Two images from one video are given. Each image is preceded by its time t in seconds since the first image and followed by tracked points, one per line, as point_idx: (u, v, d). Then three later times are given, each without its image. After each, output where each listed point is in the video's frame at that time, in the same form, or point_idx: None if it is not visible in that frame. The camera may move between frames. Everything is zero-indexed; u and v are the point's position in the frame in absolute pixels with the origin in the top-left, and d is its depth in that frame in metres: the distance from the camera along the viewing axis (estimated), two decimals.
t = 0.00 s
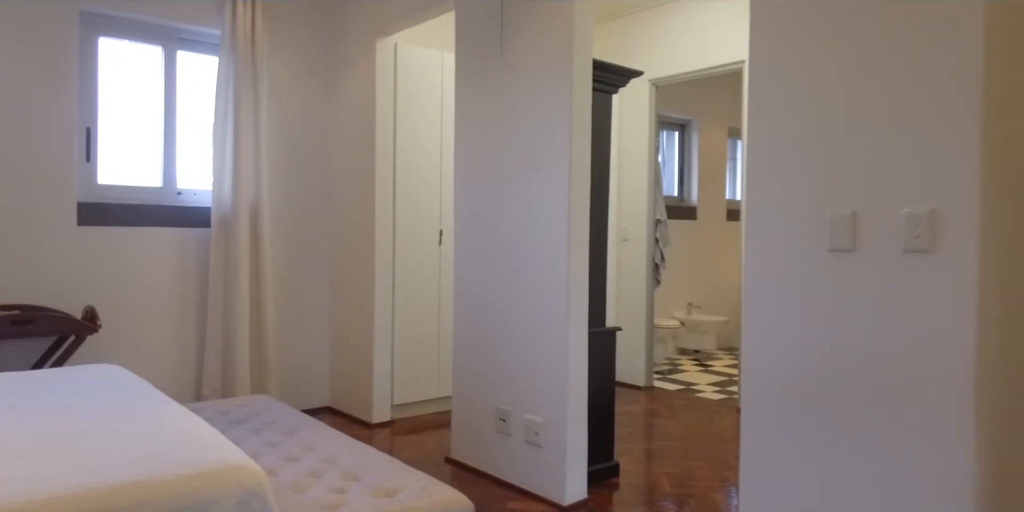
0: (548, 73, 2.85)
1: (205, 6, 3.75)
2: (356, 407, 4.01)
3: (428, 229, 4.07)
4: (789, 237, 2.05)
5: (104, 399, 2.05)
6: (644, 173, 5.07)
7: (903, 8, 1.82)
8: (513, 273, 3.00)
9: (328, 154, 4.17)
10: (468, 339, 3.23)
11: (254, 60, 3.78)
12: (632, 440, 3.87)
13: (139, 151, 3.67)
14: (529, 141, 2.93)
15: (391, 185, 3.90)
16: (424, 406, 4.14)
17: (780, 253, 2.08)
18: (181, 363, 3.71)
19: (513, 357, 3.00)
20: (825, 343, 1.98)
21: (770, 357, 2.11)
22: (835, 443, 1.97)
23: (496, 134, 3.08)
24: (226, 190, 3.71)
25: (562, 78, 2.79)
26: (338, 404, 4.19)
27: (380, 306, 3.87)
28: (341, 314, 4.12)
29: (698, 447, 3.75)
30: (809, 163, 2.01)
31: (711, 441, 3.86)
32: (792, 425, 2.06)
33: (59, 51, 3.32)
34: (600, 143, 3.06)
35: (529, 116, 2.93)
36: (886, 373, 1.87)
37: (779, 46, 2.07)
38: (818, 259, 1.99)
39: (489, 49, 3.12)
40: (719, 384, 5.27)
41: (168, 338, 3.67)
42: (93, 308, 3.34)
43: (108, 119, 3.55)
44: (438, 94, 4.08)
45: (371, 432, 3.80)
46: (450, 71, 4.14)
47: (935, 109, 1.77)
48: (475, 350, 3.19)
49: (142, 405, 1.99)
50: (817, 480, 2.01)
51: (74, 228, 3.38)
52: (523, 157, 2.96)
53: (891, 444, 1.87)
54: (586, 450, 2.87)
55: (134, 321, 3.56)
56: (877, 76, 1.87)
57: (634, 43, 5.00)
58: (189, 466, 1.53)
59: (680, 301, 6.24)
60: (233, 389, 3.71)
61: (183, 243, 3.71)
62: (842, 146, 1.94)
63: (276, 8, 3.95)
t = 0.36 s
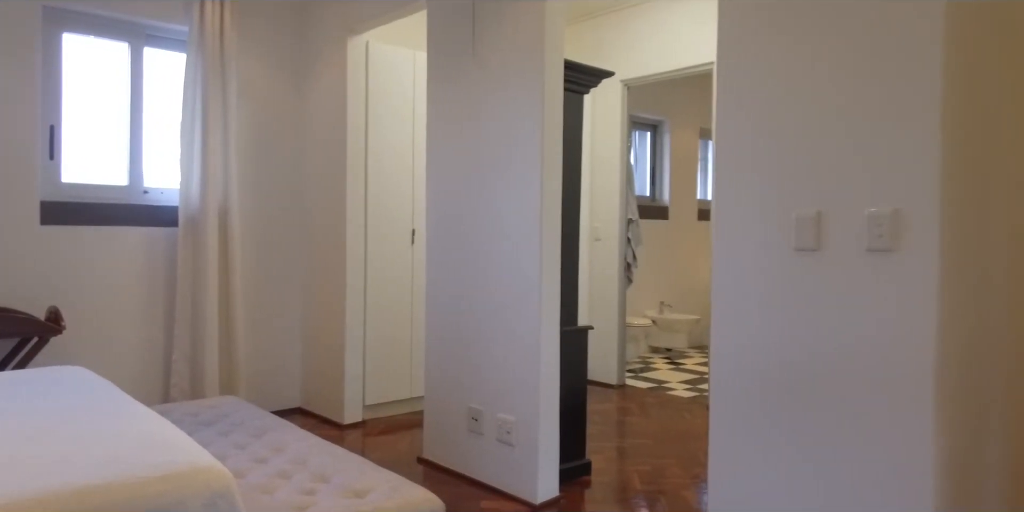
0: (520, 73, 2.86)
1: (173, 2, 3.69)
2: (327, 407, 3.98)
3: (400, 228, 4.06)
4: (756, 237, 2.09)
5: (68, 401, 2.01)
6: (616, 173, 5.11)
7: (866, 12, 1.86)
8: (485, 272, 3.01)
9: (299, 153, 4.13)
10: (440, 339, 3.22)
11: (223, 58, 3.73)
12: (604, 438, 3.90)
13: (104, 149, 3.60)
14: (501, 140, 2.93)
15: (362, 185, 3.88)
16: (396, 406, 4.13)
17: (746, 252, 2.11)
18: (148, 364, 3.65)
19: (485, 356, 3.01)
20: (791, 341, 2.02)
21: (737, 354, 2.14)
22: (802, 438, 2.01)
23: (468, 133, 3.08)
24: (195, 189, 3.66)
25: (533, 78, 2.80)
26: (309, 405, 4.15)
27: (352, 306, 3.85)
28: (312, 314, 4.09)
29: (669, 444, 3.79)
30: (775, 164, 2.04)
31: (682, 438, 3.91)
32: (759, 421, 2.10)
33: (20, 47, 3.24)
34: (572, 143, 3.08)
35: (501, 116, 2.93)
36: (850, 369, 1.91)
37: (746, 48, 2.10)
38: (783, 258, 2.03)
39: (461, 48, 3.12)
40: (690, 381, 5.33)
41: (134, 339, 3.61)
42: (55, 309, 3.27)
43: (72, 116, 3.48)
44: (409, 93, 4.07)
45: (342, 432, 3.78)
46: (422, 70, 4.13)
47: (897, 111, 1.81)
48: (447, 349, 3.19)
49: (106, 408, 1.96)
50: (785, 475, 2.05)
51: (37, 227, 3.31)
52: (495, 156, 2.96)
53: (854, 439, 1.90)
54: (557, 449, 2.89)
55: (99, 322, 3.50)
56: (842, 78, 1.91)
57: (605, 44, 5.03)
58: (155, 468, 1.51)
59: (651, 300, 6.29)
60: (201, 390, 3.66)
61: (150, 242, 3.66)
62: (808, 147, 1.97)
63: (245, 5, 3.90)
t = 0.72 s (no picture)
0: (494, 72, 2.85)
1: None
2: (299, 408, 3.94)
3: (373, 227, 4.03)
4: (726, 235, 2.11)
5: (30, 403, 1.97)
6: (590, 172, 5.13)
7: (834, 15, 1.89)
8: (458, 271, 3.00)
9: (271, 151, 4.09)
10: (413, 338, 3.21)
11: (193, 54, 3.68)
12: (579, 436, 3.92)
13: (70, 147, 3.53)
14: (475, 139, 2.93)
15: (335, 183, 3.85)
16: (369, 406, 4.11)
17: (716, 251, 2.13)
18: (115, 366, 3.59)
19: (459, 356, 3.00)
20: (761, 338, 2.04)
21: (708, 352, 2.16)
22: (771, 434, 2.04)
23: (441, 132, 3.08)
24: (163, 187, 3.61)
25: (507, 77, 2.80)
26: (281, 406, 4.12)
27: (325, 306, 3.82)
28: (284, 314, 4.05)
29: (642, 442, 3.82)
30: (745, 164, 2.07)
31: (655, 436, 3.94)
32: (730, 418, 2.12)
33: None
34: (545, 142, 3.09)
35: (474, 115, 2.93)
36: (818, 366, 1.94)
37: (717, 48, 2.13)
38: (753, 257, 2.05)
39: (435, 47, 3.11)
40: (663, 379, 5.37)
41: (101, 340, 3.55)
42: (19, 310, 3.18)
43: (36, 113, 3.41)
44: (383, 91, 4.05)
45: (315, 433, 3.75)
46: (395, 68, 4.10)
47: (863, 112, 1.84)
48: (421, 349, 3.18)
49: (71, 409, 1.92)
50: (754, 471, 2.07)
51: None
52: (468, 155, 2.96)
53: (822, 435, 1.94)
54: (531, 447, 2.89)
55: (65, 323, 3.44)
56: (810, 79, 1.93)
57: (579, 44, 5.05)
58: (120, 470, 1.49)
59: (625, 299, 6.33)
60: (170, 392, 3.61)
61: (118, 242, 3.60)
62: (776, 147, 2.00)
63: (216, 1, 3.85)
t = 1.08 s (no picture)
0: (470, 71, 2.85)
1: None
2: (274, 409, 3.91)
3: (349, 227, 4.01)
4: (701, 235, 2.12)
5: None
6: (567, 172, 5.14)
7: (806, 17, 1.91)
8: (435, 270, 2.99)
9: (245, 150, 4.05)
10: (389, 338, 3.20)
11: (165, 51, 3.63)
12: (556, 436, 3.92)
13: (38, 144, 3.47)
14: (451, 138, 2.92)
15: (310, 182, 3.82)
16: (345, 407, 4.08)
17: (691, 251, 2.15)
18: (84, 368, 3.53)
19: (435, 356, 3.00)
20: (735, 337, 2.06)
21: (682, 351, 2.17)
22: (745, 431, 2.06)
23: (418, 131, 3.07)
24: (134, 185, 3.55)
25: (483, 76, 2.79)
26: (256, 407, 4.07)
27: (299, 306, 3.79)
28: (258, 314, 4.01)
29: (619, 440, 3.83)
30: (719, 163, 2.08)
31: (631, 434, 3.96)
32: (704, 416, 2.14)
33: None
34: (522, 141, 3.09)
35: (451, 114, 2.92)
36: (791, 364, 1.96)
37: (692, 49, 2.14)
38: (727, 256, 2.07)
39: (411, 46, 3.09)
40: (640, 378, 5.40)
41: (70, 341, 3.48)
42: None
43: (4, 109, 3.34)
44: (359, 89, 4.02)
45: (290, 435, 3.72)
46: (371, 67, 4.08)
47: (835, 114, 1.86)
48: (397, 349, 3.16)
49: (37, 412, 1.88)
50: (728, 468, 2.09)
51: None
52: (445, 154, 2.95)
53: (794, 432, 1.96)
54: (508, 447, 2.89)
55: (32, 324, 3.37)
56: (782, 80, 1.96)
57: (556, 44, 5.07)
58: (87, 473, 1.46)
59: (602, 298, 6.36)
60: (141, 394, 3.55)
61: (88, 241, 3.54)
62: (749, 148, 2.02)
63: None
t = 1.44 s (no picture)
0: (449, 70, 2.85)
1: None
2: (252, 410, 3.87)
3: (329, 227, 3.99)
4: (679, 235, 2.14)
5: None
6: (547, 171, 5.15)
7: (782, 20, 1.93)
8: (414, 270, 2.99)
9: (222, 149, 4.01)
10: (369, 337, 3.19)
11: (140, 48, 3.58)
12: (535, 435, 3.93)
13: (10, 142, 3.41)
14: (431, 138, 2.92)
15: (289, 181, 3.79)
16: (324, 408, 4.06)
17: (669, 250, 2.16)
18: (57, 369, 3.47)
19: (415, 355, 2.99)
20: (712, 336, 2.08)
21: (661, 350, 2.19)
22: (723, 429, 2.07)
23: (397, 130, 3.06)
24: (109, 183, 3.51)
25: (463, 75, 2.79)
26: (233, 409, 4.04)
27: (278, 306, 3.77)
28: (236, 314, 3.97)
29: (598, 439, 3.85)
30: (697, 164, 2.10)
31: (610, 433, 3.97)
32: (683, 415, 2.16)
33: None
34: (501, 141, 3.09)
35: (431, 114, 2.92)
36: (768, 362, 1.98)
37: (670, 50, 2.15)
38: (704, 256, 2.09)
39: (390, 44, 3.08)
40: (619, 377, 5.43)
41: (43, 342, 3.43)
42: None
43: None
44: (338, 88, 4.00)
45: (268, 436, 3.69)
46: (350, 65, 4.06)
47: (810, 115, 1.89)
48: (376, 349, 3.15)
49: (9, 413, 1.86)
50: (706, 466, 2.11)
51: None
52: (425, 154, 2.95)
53: (771, 430, 1.98)
54: (487, 446, 2.89)
55: (3, 325, 3.31)
56: (759, 81, 1.98)
57: (536, 44, 5.08)
58: (62, 475, 1.45)
59: (582, 298, 6.38)
60: (116, 396, 3.50)
61: (61, 240, 3.48)
62: (726, 148, 2.04)
63: None
